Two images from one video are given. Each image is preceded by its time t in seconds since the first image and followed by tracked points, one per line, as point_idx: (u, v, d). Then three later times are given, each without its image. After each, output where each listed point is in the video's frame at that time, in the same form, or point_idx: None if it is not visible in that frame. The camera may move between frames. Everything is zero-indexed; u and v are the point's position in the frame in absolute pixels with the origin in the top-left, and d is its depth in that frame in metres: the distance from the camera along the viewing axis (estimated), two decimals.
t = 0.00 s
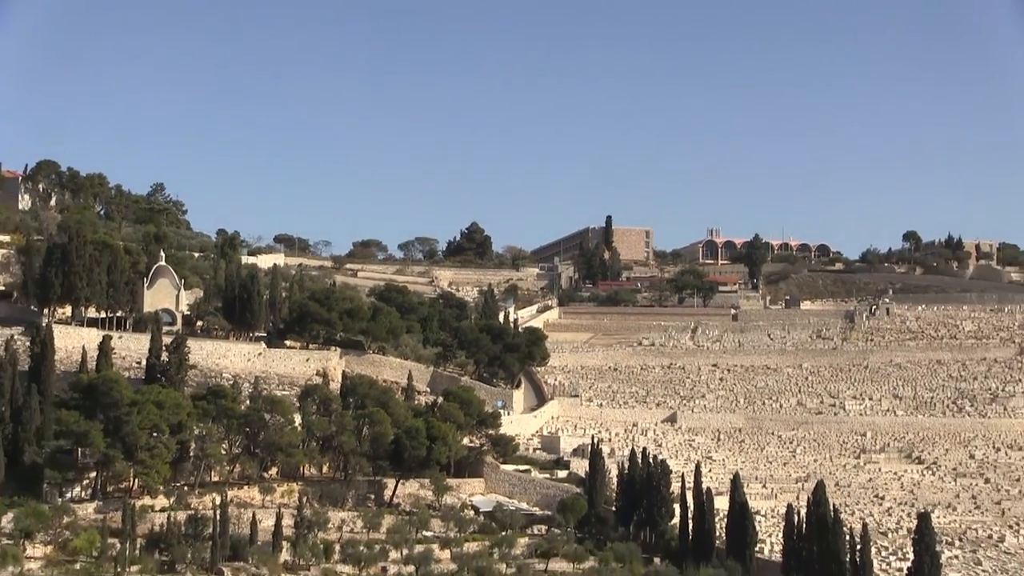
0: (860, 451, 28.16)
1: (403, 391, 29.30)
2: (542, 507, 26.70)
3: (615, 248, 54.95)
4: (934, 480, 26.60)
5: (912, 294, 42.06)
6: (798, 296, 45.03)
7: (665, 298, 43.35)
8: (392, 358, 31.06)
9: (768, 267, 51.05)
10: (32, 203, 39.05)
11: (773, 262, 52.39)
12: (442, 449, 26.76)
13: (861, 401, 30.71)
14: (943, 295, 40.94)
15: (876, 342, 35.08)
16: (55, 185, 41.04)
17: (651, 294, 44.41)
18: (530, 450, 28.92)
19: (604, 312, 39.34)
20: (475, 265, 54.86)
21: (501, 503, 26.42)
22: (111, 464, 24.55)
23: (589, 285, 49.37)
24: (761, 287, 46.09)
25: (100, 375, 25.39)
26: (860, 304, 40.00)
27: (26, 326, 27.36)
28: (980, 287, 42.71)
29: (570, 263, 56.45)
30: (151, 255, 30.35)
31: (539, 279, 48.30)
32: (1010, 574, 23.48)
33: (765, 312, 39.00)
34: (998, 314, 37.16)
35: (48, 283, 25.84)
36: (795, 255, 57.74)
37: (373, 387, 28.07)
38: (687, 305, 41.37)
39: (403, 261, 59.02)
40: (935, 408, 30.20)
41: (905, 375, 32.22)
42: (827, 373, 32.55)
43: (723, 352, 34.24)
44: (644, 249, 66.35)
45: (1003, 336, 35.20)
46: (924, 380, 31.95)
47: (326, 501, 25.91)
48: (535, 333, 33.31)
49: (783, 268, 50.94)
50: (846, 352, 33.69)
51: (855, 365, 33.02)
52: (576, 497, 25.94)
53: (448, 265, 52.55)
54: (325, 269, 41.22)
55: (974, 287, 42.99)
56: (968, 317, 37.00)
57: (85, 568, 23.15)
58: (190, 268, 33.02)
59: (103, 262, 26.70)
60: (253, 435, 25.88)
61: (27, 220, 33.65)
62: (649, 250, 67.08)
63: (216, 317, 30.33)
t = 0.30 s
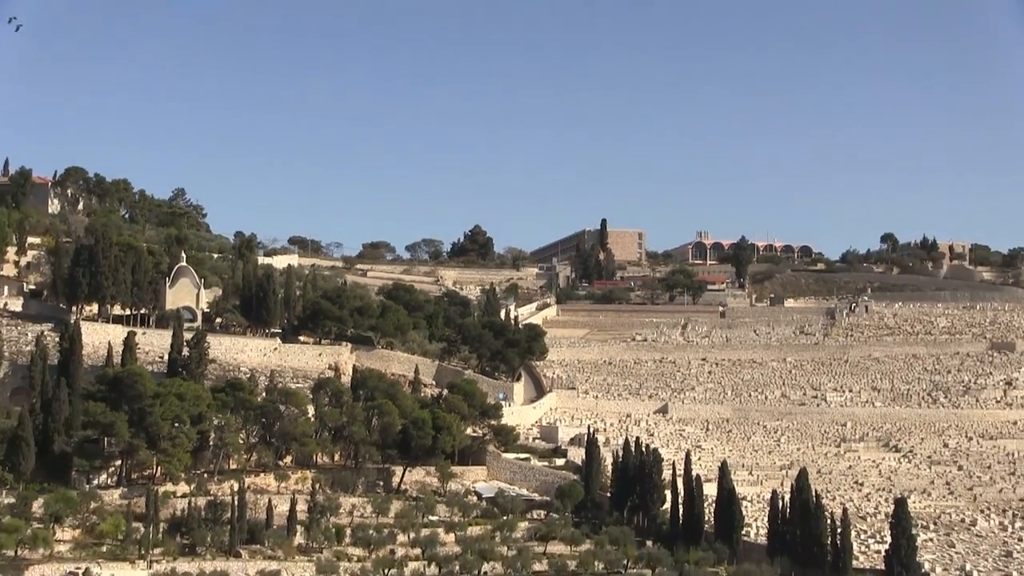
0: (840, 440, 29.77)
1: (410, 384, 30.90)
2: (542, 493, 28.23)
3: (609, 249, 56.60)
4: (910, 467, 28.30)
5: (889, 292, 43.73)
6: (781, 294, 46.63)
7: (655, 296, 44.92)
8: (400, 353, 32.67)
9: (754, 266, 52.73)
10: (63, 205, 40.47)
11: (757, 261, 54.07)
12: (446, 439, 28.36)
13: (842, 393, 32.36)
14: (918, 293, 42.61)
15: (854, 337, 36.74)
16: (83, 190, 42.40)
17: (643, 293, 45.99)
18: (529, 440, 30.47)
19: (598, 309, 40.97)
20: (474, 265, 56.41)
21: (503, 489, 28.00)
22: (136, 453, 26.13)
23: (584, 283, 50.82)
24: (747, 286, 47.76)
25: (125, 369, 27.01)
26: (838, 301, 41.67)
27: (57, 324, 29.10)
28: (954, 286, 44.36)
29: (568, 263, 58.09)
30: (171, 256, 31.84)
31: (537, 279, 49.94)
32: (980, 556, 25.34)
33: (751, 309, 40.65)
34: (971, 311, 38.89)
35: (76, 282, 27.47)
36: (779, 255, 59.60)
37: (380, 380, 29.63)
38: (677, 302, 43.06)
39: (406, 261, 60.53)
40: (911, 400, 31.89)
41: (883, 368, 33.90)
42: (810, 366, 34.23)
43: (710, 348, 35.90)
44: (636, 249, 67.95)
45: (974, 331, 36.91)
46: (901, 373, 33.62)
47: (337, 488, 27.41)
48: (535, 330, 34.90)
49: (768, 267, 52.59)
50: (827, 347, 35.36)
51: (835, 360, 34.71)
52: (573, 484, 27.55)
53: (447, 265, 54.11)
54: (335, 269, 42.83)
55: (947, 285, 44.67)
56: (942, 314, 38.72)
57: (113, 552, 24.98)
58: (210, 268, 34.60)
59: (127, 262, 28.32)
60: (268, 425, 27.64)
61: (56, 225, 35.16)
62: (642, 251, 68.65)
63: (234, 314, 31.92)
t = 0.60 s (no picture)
0: (823, 430, 31.40)
1: (417, 377, 32.63)
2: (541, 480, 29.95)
3: (603, 249, 58.33)
4: (888, 457, 30.00)
5: (869, 290, 45.48)
6: (766, 292, 48.32)
7: (647, 293, 46.59)
8: (408, 348, 34.41)
9: (741, 266, 54.46)
10: (90, 209, 41.42)
11: (743, 261, 55.79)
12: (451, 429, 30.01)
13: (825, 386, 34.08)
14: (896, 291, 44.37)
15: (835, 333, 38.47)
16: (109, 194, 44.26)
17: (636, 291, 47.66)
18: (529, 430, 32.23)
19: (595, 307, 42.66)
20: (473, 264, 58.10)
21: (504, 477, 29.68)
22: (159, 442, 27.68)
23: (580, 282, 52.50)
24: (734, 285, 49.49)
25: (148, 363, 28.65)
26: (819, 300, 43.45)
27: (85, 321, 30.86)
28: (928, 284, 46.02)
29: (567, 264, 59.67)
30: (191, 258, 33.68)
31: (536, 279, 51.56)
32: (954, 539, 27.17)
33: (738, 307, 42.38)
34: (945, 308, 40.69)
35: (103, 281, 29.16)
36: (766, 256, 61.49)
37: (388, 374, 31.44)
38: (668, 300, 44.80)
39: (410, 261, 62.18)
40: (889, 392, 33.65)
41: (862, 362, 35.67)
42: (793, 360, 36.00)
43: (698, 344, 37.71)
44: (630, 250, 69.65)
45: (949, 327, 38.69)
46: (879, 366, 35.39)
47: (349, 475, 29.11)
48: (535, 327, 36.54)
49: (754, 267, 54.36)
50: (809, 342, 37.13)
51: (818, 354, 36.41)
52: (571, 472, 29.26)
53: (446, 265, 55.83)
54: (346, 268, 44.47)
55: (923, 283, 46.37)
56: (918, 311, 40.49)
57: (138, 535, 26.62)
58: (228, 269, 36.33)
59: (150, 263, 30.14)
60: (283, 417, 29.20)
61: (83, 229, 36.90)
62: (636, 252, 70.31)
63: (252, 312, 33.70)
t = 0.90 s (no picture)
0: (806, 421, 33.33)
1: (423, 371, 34.28)
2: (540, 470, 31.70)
3: (599, 251, 60.10)
4: (867, 447, 31.83)
5: (849, 290, 47.20)
6: (752, 291, 49.99)
7: (640, 292, 48.30)
8: (414, 344, 36.21)
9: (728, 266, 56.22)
10: (115, 212, 43.15)
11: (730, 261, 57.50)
12: (455, 421, 31.69)
13: (809, 379, 35.89)
14: (876, 291, 46.16)
15: (817, 330, 40.26)
16: (133, 199, 46.08)
17: (629, 291, 49.33)
18: (529, 421, 33.97)
19: (591, 306, 44.43)
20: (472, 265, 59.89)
21: (505, 466, 31.44)
22: (180, 433, 29.39)
23: (577, 282, 54.21)
24: (723, 284, 51.19)
25: (170, 358, 30.38)
26: (799, 300, 45.15)
27: (109, 319, 32.70)
28: (906, 284, 47.82)
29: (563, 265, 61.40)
30: (209, 260, 35.47)
31: (536, 279, 53.28)
32: (930, 523, 29.08)
33: (726, 306, 44.21)
34: (921, 307, 42.63)
35: (127, 281, 30.91)
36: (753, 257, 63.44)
37: (395, 368, 33.27)
38: (660, 299, 46.52)
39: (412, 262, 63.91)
40: (869, 385, 35.50)
41: (843, 357, 37.54)
42: (779, 355, 37.85)
43: (688, 340, 39.50)
44: (623, 251, 71.36)
45: (925, 324, 40.56)
46: (859, 361, 37.27)
47: (358, 464, 30.79)
48: (535, 325, 38.25)
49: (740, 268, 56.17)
50: (793, 338, 38.97)
51: (802, 349, 38.31)
52: (569, 461, 30.94)
53: (445, 266, 57.61)
54: (358, 269, 46.17)
55: (901, 282, 48.10)
56: (896, 309, 42.38)
57: (161, 522, 28.25)
58: (245, 269, 38.10)
59: (172, 264, 32.28)
60: (297, 409, 31.16)
61: (111, 238, 38.87)
62: (630, 253, 72.02)
63: (267, 310, 35.43)
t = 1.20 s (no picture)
0: (790, 414, 35.26)
1: (430, 367, 36.03)
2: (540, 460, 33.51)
3: (594, 253, 61.97)
4: (848, 438, 33.77)
5: (831, 290, 49.01)
6: (740, 291, 51.66)
7: (633, 292, 50.05)
8: (421, 341, 38.02)
9: (716, 268, 57.94)
10: (138, 216, 45.02)
11: (718, 261, 59.23)
12: (460, 413, 33.81)
13: (793, 374, 37.80)
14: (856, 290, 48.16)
15: (801, 328, 42.10)
16: (155, 205, 48.02)
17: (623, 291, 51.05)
18: (529, 414, 35.79)
19: (587, 306, 46.28)
20: (471, 267, 61.84)
21: (507, 456, 33.22)
22: (199, 425, 31.12)
23: (574, 283, 56.03)
24: (713, 284, 53.09)
25: (189, 354, 32.19)
26: (781, 300, 46.82)
27: (133, 318, 34.59)
28: (885, 284, 49.83)
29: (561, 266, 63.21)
30: (227, 263, 37.36)
31: (536, 279, 55.08)
32: (907, 510, 30.99)
33: (716, 305, 46.10)
34: (899, 306, 44.75)
35: (149, 282, 32.74)
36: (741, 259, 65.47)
37: (403, 364, 35.10)
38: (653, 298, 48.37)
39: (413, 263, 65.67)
40: (850, 380, 37.44)
41: (826, 354, 39.51)
42: (765, 352, 39.78)
43: (679, 338, 41.33)
44: (618, 253, 73.18)
45: (903, 322, 42.55)
46: (840, 357, 39.25)
47: (367, 455, 32.48)
48: (534, 323, 40.08)
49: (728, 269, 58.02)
50: (779, 336, 40.86)
51: (787, 346, 40.23)
52: (567, 451, 32.77)
53: (446, 268, 59.43)
54: (368, 270, 47.96)
55: (879, 283, 50.00)
56: (875, 308, 44.40)
57: (181, 508, 29.97)
58: (261, 270, 39.97)
59: (192, 266, 34.26)
60: (309, 402, 33.05)
61: (136, 241, 40.81)
62: (624, 255, 73.84)
63: (282, 309, 37.34)
